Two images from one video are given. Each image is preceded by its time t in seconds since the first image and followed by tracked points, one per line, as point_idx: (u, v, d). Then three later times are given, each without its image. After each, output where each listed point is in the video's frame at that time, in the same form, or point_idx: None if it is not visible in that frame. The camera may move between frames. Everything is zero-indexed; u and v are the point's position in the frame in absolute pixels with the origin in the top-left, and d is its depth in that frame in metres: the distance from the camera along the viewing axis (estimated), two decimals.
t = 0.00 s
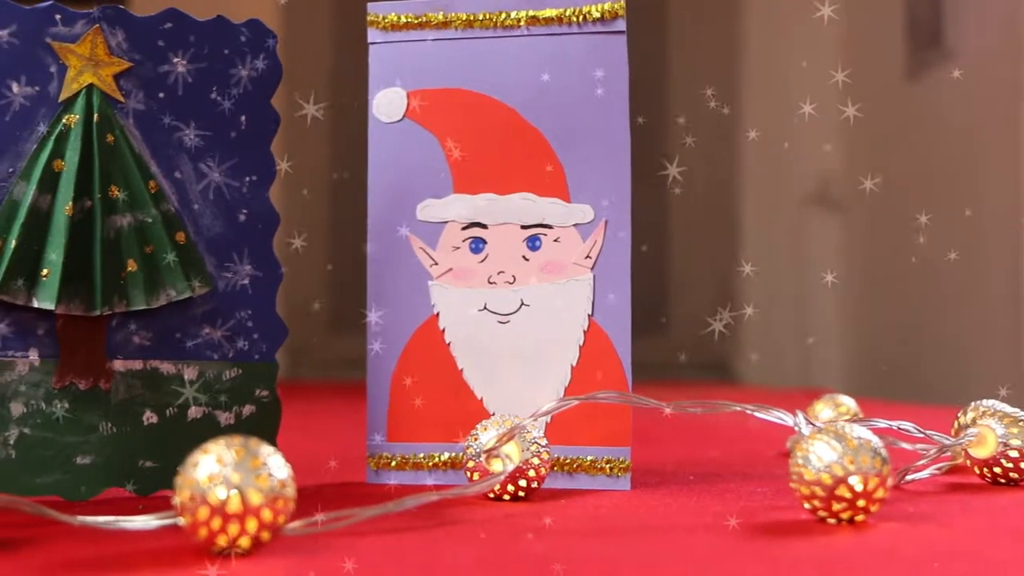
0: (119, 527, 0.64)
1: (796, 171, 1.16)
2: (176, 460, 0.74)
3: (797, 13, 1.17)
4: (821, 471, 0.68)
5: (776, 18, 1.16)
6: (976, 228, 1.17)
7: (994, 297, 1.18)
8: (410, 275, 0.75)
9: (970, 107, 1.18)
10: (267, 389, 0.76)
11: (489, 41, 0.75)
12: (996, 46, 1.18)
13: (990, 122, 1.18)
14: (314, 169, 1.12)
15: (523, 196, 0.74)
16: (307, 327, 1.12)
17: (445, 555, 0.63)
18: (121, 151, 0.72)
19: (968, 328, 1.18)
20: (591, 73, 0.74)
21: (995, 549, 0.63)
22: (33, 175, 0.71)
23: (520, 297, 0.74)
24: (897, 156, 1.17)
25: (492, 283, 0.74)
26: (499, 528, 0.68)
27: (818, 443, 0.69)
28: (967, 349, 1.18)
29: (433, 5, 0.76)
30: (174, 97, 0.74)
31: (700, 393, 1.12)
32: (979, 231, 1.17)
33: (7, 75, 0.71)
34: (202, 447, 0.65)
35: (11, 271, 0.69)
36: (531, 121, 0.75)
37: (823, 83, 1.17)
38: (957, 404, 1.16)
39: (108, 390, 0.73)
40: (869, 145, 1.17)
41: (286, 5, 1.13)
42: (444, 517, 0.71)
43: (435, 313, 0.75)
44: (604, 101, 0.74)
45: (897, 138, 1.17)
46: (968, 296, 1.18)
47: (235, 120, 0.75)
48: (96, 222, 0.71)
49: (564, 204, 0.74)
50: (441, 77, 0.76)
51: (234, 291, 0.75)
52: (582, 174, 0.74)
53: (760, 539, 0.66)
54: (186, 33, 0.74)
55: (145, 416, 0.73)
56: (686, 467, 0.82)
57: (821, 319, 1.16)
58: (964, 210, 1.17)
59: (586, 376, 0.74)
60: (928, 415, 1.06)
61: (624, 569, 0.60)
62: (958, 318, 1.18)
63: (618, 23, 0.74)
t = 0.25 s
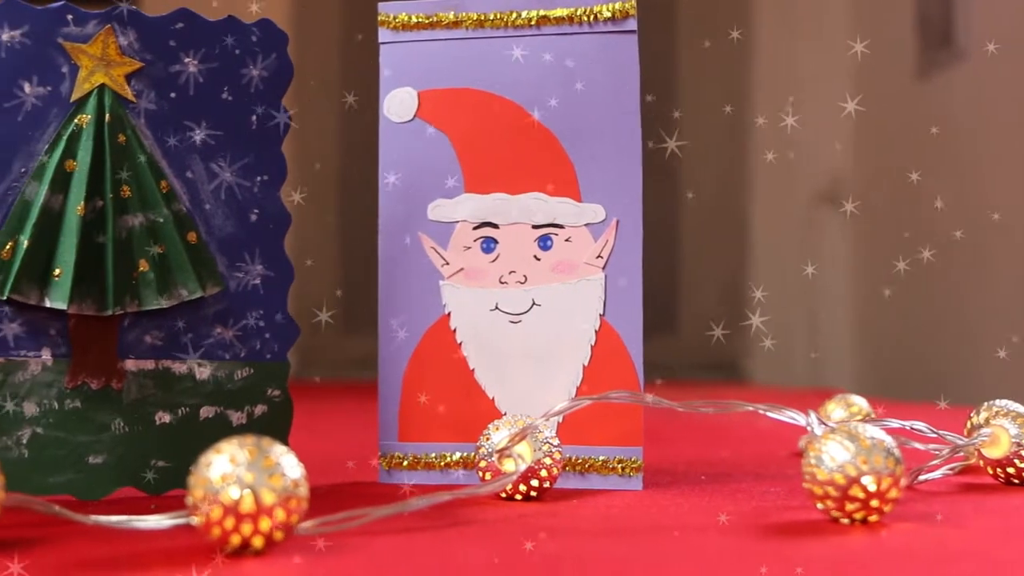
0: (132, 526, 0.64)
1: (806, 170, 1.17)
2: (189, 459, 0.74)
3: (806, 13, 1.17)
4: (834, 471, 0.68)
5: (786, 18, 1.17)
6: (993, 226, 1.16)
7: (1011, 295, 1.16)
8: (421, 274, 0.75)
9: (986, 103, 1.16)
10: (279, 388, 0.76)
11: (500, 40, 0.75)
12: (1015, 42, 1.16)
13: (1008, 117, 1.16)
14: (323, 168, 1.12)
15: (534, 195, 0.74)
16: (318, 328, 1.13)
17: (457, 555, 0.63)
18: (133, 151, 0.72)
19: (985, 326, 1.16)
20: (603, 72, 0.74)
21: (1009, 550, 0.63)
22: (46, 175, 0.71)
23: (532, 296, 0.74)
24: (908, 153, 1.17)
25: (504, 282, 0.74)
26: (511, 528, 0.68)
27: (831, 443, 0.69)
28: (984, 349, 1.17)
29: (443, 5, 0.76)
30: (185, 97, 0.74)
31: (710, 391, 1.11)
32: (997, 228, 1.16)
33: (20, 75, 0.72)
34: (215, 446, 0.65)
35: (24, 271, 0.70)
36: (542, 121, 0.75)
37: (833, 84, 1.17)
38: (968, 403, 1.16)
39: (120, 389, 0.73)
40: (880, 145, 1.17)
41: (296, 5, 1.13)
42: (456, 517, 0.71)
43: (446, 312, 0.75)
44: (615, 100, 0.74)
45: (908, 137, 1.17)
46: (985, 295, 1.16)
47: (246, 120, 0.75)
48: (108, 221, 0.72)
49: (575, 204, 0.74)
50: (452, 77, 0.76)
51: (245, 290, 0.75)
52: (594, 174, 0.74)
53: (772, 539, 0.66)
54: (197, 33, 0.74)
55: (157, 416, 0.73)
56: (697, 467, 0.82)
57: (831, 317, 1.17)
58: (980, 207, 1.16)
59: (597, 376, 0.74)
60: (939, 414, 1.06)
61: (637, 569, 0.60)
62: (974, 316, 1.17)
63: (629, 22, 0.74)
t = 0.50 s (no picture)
0: (147, 525, 0.65)
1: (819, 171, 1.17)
2: (204, 458, 0.74)
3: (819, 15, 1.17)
4: (849, 471, 0.67)
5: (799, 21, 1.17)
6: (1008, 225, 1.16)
7: None
8: (436, 274, 0.76)
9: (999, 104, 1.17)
10: (294, 387, 0.75)
11: (515, 40, 0.75)
12: None
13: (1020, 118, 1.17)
14: (335, 168, 1.13)
15: (549, 195, 0.74)
16: (329, 329, 1.13)
17: (474, 556, 0.63)
18: (149, 151, 0.73)
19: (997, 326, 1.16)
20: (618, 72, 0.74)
21: None
22: (62, 175, 0.71)
23: (547, 296, 0.74)
24: (919, 155, 1.18)
25: (519, 282, 0.74)
26: (527, 528, 0.68)
27: (846, 443, 0.69)
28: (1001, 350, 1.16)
29: (459, 4, 0.76)
30: (201, 97, 0.74)
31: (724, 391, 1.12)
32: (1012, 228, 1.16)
33: (36, 75, 0.72)
34: (230, 445, 0.65)
35: (41, 271, 0.70)
36: (557, 120, 0.75)
37: (846, 85, 1.17)
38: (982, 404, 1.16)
39: (135, 389, 0.73)
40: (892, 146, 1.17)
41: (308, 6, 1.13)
42: (471, 517, 0.71)
43: (461, 312, 0.75)
44: (630, 100, 0.74)
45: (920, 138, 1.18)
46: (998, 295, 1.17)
47: (261, 119, 0.75)
48: (123, 222, 0.72)
49: (590, 203, 0.74)
50: (467, 77, 0.76)
51: (260, 290, 0.75)
52: (609, 173, 0.74)
53: (789, 539, 0.66)
54: (212, 33, 0.74)
55: (172, 416, 0.73)
56: (712, 468, 0.82)
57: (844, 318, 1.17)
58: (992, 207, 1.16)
59: (612, 376, 0.74)
60: (953, 415, 1.06)
61: (654, 568, 0.60)
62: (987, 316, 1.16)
63: (644, 22, 0.74)
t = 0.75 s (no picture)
0: (162, 524, 0.65)
1: (830, 170, 1.18)
2: (218, 458, 0.74)
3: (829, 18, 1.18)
4: (864, 472, 0.67)
5: (811, 26, 1.18)
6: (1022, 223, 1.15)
7: None
8: (448, 274, 0.76)
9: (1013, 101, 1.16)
10: (307, 387, 0.75)
11: (528, 39, 0.75)
12: None
13: None
14: (346, 169, 1.14)
15: (562, 195, 0.74)
16: (338, 327, 1.14)
17: (487, 556, 0.63)
18: (162, 151, 0.72)
19: (1016, 325, 1.15)
20: (632, 71, 0.74)
21: None
22: (76, 175, 0.71)
23: (560, 295, 0.74)
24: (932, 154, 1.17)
25: (532, 282, 0.74)
26: (541, 528, 0.68)
27: (861, 443, 0.69)
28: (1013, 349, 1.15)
29: (471, 4, 0.76)
30: (214, 97, 0.74)
31: (737, 391, 1.12)
32: None
33: (50, 75, 0.72)
34: (245, 445, 0.66)
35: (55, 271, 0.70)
36: (570, 120, 0.74)
37: (857, 88, 1.18)
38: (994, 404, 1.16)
39: (149, 388, 0.73)
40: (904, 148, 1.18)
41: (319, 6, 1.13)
42: (484, 517, 0.70)
43: (474, 312, 0.75)
44: (643, 100, 0.74)
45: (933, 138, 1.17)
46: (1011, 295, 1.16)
47: (274, 119, 0.75)
48: (137, 221, 0.72)
49: (603, 203, 0.74)
50: (481, 76, 0.76)
51: (274, 290, 0.75)
52: (622, 173, 0.74)
53: (804, 539, 0.66)
54: (226, 33, 0.74)
55: (186, 416, 0.74)
56: (725, 468, 0.82)
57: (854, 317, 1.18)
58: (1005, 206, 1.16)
59: (625, 376, 0.74)
60: (966, 415, 1.06)
61: (670, 569, 0.60)
62: (1005, 316, 1.15)
63: (658, 21, 0.74)
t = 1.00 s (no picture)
0: (173, 524, 0.65)
1: (839, 171, 1.18)
2: (228, 458, 0.74)
3: (836, 16, 1.18)
4: (876, 472, 0.67)
5: (818, 25, 1.17)
6: None
7: None
8: (459, 273, 0.76)
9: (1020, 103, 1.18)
10: (317, 387, 0.75)
11: (539, 39, 0.75)
12: None
13: None
14: (355, 169, 1.14)
15: (573, 194, 0.74)
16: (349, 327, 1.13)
17: (499, 555, 0.63)
18: (173, 151, 0.73)
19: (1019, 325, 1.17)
20: (643, 71, 0.74)
21: None
22: (86, 175, 0.71)
23: (570, 295, 0.74)
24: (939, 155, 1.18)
25: (542, 281, 0.74)
26: (552, 528, 0.68)
27: (873, 443, 0.69)
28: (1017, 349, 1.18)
29: (482, 4, 0.76)
30: (225, 97, 0.74)
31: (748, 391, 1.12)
32: None
33: (61, 75, 0.72)
34: (256, 445, 0.65)
35: (66, 271, 0.71)
36: (581, 119, 0.74)
37: (864, 87, 1.18)
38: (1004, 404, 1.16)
39: (160, 388, 0.73)
40: (911, 149, 1.18)
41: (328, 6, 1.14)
42: (495, 517, 0.70)
43: (485, 311, 0.75)
44: (654, 99, 0.74)
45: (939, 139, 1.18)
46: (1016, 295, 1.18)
47: (285, 119, 0.75)
48: (148, 221, 0.72)
49: (613, 203, 0.74)
50: (492, 75, 0.76)
51: (284, 290, 0.75)
52: (633, 173, 0.74)
53: (816, 539, 0.66)
54: (236, 33, 0.74)
55: (196, 416, 0.74)
56: (736, 468, 0.82)
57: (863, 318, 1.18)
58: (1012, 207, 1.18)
59: (636, 376, 0.74)
60: (977, 415, 1.06)
61: (682, 569, 0.60)
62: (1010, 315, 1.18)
63: (668, 20, 0.74)
